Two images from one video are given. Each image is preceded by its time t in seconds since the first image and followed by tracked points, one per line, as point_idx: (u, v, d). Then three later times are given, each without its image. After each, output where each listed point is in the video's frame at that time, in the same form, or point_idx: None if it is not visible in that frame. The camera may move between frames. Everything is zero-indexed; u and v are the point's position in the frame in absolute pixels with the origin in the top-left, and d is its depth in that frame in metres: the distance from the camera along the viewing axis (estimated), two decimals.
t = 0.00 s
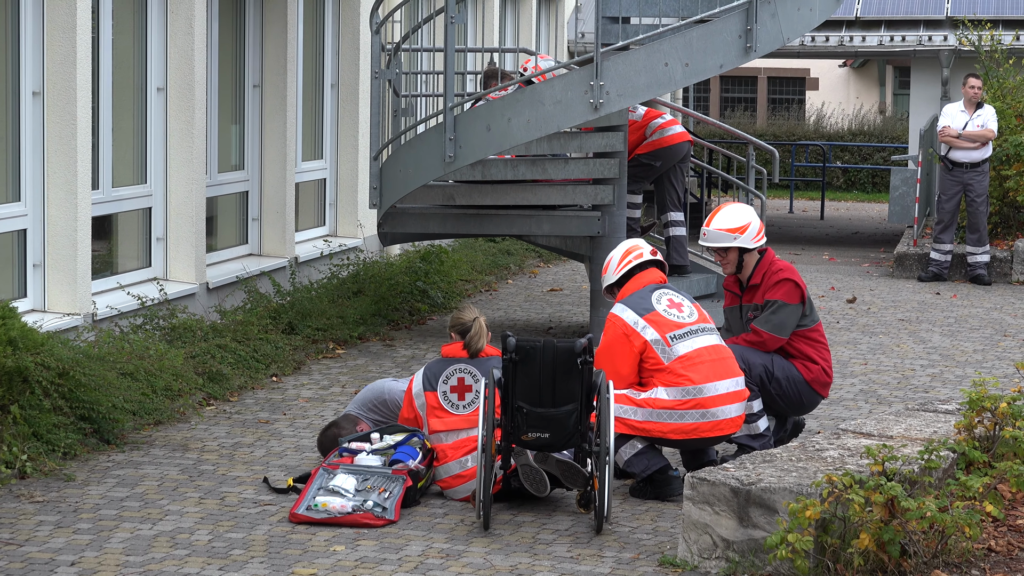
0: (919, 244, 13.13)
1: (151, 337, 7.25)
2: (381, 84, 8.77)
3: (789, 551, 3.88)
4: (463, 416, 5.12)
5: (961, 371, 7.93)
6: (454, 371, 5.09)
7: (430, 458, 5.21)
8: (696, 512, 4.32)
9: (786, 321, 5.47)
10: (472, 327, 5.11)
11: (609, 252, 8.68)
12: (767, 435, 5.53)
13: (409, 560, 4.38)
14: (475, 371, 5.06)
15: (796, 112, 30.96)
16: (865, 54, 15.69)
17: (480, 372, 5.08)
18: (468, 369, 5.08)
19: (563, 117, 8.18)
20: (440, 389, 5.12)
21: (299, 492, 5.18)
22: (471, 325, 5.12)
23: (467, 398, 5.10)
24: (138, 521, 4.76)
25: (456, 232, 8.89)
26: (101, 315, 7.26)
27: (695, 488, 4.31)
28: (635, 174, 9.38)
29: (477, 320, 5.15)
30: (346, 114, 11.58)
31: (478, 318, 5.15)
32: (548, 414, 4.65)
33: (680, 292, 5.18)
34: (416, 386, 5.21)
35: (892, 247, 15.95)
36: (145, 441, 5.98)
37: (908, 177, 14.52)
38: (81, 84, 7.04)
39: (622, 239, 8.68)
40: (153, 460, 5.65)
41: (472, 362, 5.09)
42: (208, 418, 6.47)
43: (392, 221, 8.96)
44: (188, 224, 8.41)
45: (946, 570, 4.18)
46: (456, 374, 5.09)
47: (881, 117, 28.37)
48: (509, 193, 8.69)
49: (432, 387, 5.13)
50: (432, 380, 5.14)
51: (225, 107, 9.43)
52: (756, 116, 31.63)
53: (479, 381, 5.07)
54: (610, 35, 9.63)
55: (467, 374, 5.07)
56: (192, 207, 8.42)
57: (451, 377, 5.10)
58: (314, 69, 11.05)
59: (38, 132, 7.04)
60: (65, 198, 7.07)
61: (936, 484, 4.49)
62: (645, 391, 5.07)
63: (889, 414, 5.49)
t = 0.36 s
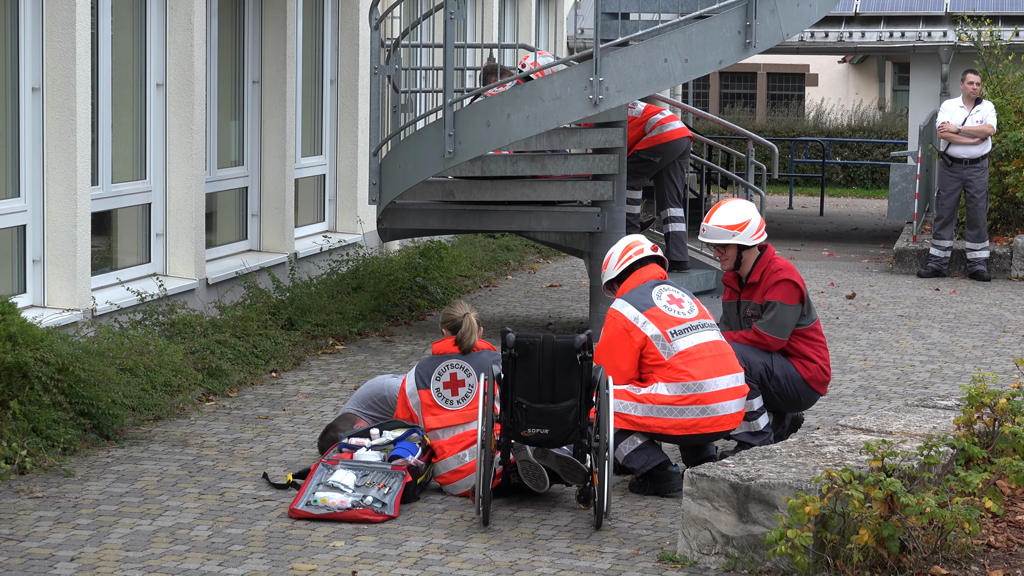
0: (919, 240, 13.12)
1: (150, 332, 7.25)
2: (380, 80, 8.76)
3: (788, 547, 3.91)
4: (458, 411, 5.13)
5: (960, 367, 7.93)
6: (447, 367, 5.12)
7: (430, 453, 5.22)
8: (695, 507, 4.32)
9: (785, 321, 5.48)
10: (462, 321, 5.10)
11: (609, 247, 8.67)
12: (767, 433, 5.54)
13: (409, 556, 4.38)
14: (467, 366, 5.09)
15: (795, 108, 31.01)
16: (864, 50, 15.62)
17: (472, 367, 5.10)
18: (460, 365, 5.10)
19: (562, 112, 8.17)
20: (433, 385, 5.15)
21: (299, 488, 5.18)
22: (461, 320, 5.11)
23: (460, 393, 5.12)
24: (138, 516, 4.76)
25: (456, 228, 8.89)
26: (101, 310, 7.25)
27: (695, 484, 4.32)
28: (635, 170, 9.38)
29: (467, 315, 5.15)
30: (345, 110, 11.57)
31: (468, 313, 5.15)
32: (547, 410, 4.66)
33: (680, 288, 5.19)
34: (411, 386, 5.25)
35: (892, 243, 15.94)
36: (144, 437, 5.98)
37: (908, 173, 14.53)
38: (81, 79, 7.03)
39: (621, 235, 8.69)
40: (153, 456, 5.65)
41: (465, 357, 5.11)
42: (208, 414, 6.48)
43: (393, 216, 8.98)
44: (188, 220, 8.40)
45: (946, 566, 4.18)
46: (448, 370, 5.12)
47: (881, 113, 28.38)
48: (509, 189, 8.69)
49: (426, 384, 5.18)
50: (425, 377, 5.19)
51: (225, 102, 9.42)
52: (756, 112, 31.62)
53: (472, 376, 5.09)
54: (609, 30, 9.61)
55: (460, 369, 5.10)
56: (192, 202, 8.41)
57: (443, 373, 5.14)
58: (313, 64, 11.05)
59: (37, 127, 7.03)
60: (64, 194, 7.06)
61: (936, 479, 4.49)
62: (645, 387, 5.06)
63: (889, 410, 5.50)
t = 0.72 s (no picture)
0: (919, 237, 13.13)
1: (151, 330, 7.25)
2: (381, 77, 8.75)
3: (788, 544, 3.91)
4: (446, 409, 5.21)
5: (961, 365, 7.93)
6: (431, 367, 5.21)
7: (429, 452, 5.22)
8: (696, 505, 4.32)
9: (786, 319, 5.48)
10: (438, 322, 5.16)
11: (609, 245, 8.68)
12: (767, 430, 5.54)
13: (409, 554, 4.38)
14: (453, 364, 5.18)
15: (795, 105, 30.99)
16: (864, 47, 15.65)
17: (456, 365, 5.18)
18: (444, 364, 5.19)
19: (562, 110, 8.16)
20: (419, 386, 5.23)
21: (299, 486, 5.17)
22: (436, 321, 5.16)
23: (448, 390, 5.19)
24: (139, 514, 4.76)
25: (456, 225, 8.88)
26: (101, 309, 7.25)
27: (695, 481, 4.32)
28: (635, 167, 9.39)
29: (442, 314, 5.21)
30: (346, 107, 11.57)
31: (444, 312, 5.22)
32: (547, 407, 4.66)
33: (680, 286, 5.20)
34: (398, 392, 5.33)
35: (892, 240, 15.94)
36: (145, 435, 5.98)
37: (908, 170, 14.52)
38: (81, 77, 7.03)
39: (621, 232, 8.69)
40: (154, 454, 5.66)
41: (447, 356, 5.20)
42: (208, 412, 6.47)
43: (392, 215, 8.96)
44: (188, 218, 8.40)
45: (946, 563, 4.18)
46: (433, 370, 5.21)
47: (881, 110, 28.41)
48: (509, 186, 8.68)
49: (412, 387, 5.26)
50: (410, 381, 5.27)
51: (225, 100, 9.42)
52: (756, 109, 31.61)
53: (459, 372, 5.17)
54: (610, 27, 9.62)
55: (444, 367, 5.19)
56: (192, 200, 8.41)
57: (427, 373, 5.22)
58: (314, 62, 11.04)
59: (37, 125, 7.02)
60: (64, 192, 7.06)
61: (936, 477, 4.49)
62: (645, 384, 5.06)
63: (889, 408, 5.49)
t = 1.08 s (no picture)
0: (919, 237, 13.13)
1: (151, 330, 7.25)
2: (381, 77, 8.71)
3: (788, 544, 3.91)
4: (446, 410, 5.21)
5: (961, 364, 7.92)
6: (429, 369, 5.23)
7: (429, 451, 5.22)
8: (696, 505, 4.32)
9: (786, 318, 5.48)
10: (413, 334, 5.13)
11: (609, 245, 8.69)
12: (767, 429, 5.54)
13: (409, 553, 4.39)
14: (451, 364, 5.19)
15: (795, 105, 30.98)
16: (865, 47, 15.65)
17: (450, 365, 5.20)
18: (441, 364, 5.20)
19: (563, 110, 8.16)
20: (417, 389, 5.25)
21: (300, 485, 5.18)
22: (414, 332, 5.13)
23: (446, 390, 5.20)
24: (139, 514, 4.77)
25: (456, 225, 8.87)
26: (101, 308, 7.25)
27: (695, 481, 4.32)
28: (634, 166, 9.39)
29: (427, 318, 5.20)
30: (346, 107, 11.57)
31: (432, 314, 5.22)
32: (548, 407, 4.66)
33: (681, 286, 5.19)
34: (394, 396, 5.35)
35: (892, 240, 15.94)
36: (145, 435, 5.98)
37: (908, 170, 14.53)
38: (82, 77, 7.03)
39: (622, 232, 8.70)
40: (154, 453, 5.66)
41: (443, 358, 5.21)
42: (209, 411, 6.48)
43: (392, 214, 8.96)
44: (189, 217, 8.40)
45: (946, 563, 4.18)
46: (430, 372, 5.22)
47: (881, 110, 28.40)
48: (510, 186, 8.68)
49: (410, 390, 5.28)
50: (407, 385, 5.29)
51: (226, 99, 9.42)
52: (757, 109, 31.59)
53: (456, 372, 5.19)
54: (611, 28, 9.61)
55: (441, 369, 5.21)
56: (192, 200, 8.41)
57: (425, 375, 5.24)
58: (314, 62, 11.04)
59: (38, 125, 7.03)
60: (65, 191, 7.06)
61: (936, 477, 4.49)
62: (646, 384, 5.06)
63: (889, 407, 5.49)
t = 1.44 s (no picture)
0: (919, 236, 13.12)
1: (152, 329, 7.25)
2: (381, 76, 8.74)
3: (788, 543, 3.91)
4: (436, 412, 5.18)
5: (961, 364, 7.92)
6: (418, 373, 5.16)
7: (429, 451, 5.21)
8: (696, 504, 4.32)
9: (786, 317, 5.48)
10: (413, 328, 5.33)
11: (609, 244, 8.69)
12: (767, 429, 5.54)
13: (409, 553, 4.39)
14: (433, 368, 5.10)
15: (795, 104, 30.98)
16: (865, 46, 15.64)
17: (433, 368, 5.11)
18: (425, 368, 5.14)
19: (563, 109, 8.16)
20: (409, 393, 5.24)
21: (300, 484, 5.18)
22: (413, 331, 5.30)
23: (434, 394, 5.14)
24: (139, 513, 4.77)
25: (456, 225, 8.86)
26: (101, 307, 7.25)
27: (695, 480, 4.32)
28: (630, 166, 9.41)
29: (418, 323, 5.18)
30: (346, 106, 11.57)
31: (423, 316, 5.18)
32: (548, 407, 4.65)
33: (681, 286, 5.19)
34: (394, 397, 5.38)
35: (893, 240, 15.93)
36: (145, 433, 5.98)
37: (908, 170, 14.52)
38: (82, 76, 7.03)
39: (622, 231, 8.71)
40: (154, 452, 5.66)
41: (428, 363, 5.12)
42: (209, 410, 6.48)
43: (392, 214, 8.94)
44: (189, 216, 8.40)
45: (946, 562, 4.18)
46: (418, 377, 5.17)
47: (881, 109, 28.40)
48: (510, 185, 8.69)
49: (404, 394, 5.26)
50: (404, 385, 5.27)
51: (226, 98, 9.42)
52: (757, 108, 31.58)
53: (440, 376, 5.10)
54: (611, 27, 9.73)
55: (428, 374, 5.13)
56: (193, 199, 8.41)
57: (415, 379, 5.20)
58: (314, 61, 11.05)
59: (38, 123, 7.03)
60: (65, 190, 7.06)
61: (936, 476, 4.49)
62: (646, 383, 5.06)
63: (889, 407, 5.49)
